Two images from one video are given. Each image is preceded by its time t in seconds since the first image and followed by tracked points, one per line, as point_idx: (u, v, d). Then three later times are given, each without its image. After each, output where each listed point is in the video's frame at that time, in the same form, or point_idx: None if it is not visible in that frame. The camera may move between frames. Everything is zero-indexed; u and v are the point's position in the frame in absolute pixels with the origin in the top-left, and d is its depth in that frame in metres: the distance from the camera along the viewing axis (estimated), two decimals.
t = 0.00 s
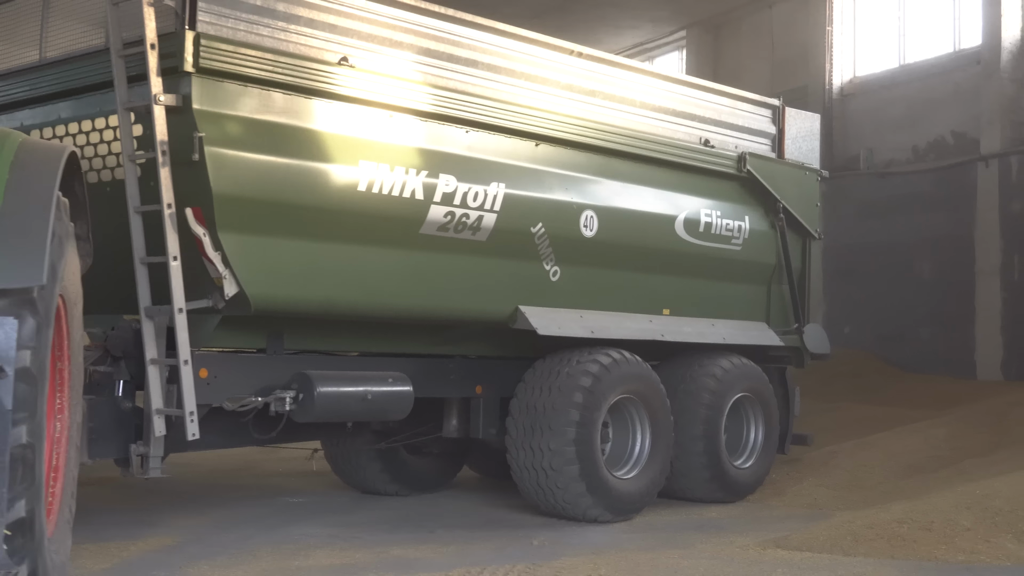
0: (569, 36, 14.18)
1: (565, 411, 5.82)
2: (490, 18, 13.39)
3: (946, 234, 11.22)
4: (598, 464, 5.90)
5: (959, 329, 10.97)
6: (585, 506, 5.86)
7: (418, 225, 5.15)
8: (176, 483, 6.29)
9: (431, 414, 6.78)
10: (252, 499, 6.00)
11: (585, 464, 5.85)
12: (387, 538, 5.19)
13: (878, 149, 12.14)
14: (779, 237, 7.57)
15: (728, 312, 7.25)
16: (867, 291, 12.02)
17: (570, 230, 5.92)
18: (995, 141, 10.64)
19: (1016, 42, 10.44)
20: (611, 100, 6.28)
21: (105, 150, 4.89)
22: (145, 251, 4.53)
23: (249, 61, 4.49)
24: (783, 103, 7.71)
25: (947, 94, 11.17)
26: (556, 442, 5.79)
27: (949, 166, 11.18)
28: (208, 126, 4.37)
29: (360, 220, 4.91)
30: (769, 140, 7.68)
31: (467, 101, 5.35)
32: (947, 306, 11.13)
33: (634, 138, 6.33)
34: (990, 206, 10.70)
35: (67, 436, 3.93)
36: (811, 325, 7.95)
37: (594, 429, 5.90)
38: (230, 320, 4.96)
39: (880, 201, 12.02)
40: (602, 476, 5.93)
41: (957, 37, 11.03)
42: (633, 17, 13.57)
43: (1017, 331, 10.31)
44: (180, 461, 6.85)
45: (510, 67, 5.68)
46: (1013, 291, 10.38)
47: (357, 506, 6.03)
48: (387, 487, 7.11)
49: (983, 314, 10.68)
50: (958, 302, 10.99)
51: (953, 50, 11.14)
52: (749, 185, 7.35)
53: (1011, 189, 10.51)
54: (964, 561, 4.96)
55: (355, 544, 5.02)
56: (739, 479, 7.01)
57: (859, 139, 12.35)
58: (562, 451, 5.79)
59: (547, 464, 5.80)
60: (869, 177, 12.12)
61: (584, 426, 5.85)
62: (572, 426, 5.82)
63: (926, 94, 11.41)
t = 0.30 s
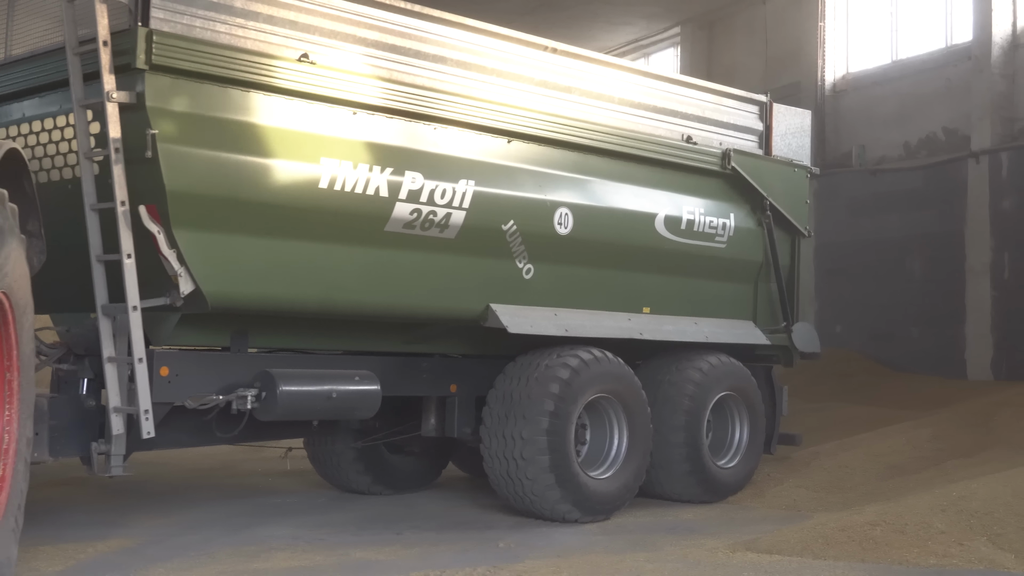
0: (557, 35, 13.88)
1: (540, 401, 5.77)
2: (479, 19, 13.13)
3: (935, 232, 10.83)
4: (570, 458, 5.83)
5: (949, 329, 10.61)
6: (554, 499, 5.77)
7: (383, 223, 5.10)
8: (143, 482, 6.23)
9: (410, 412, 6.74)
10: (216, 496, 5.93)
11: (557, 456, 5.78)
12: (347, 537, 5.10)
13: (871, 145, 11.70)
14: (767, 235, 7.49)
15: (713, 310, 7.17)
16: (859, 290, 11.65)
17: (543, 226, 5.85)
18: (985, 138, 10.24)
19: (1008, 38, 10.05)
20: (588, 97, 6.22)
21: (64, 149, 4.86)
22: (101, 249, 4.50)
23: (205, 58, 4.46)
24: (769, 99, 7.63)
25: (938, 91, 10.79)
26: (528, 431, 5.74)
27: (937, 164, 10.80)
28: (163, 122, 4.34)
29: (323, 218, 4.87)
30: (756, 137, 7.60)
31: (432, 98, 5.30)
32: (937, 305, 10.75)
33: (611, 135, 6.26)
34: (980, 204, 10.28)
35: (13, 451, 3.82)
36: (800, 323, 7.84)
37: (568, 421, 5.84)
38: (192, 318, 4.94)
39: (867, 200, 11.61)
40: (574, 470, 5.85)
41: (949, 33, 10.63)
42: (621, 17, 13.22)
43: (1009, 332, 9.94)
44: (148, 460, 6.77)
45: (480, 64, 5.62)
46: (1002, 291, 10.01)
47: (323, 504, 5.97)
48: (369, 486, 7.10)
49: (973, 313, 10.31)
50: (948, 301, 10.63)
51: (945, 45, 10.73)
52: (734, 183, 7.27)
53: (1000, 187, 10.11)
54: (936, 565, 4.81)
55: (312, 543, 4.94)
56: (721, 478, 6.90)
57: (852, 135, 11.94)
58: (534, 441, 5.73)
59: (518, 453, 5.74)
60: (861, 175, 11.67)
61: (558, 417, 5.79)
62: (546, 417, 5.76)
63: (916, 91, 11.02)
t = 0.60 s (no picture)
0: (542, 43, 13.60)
1: (510, 394, 5.74)
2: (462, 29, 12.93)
3: (921, 232, 10.38)
4: (538, 454, 5.78)
5: (939, 332, 10.12)
6: (518, 494, 5.71)
7: (343, 223, 5.08)
8: (102, 480, 6.09)
9: (387, 412, 6.92)
10: (170, 497, 5.77)
11: (523, 450, 5.73)
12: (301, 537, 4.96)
13: (860, 144, 11.25)
14: (749, 235, 7.44)
15: (693, 312, 7.12)
16: (848, 292, 11.16)
17: (512, 226, 5.81)
18: (971, 138, 9.79)
19: (994, 37, 9.63)
20: (561, 97, 6.18)
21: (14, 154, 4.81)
22: (55, 250, 4.52)
23: (158, 58, 4.46)
24: (751, 97, 7.58)
25: (925, 89, 10.37)
26: (497, 422, 5.69)
27: (925, 164, 10.34)
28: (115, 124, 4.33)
29: (281, 217, 4.86)
30: (738, 136, 7.55)
31: (394, 97, 5.26)
32: (929, 307, 10.26)
33: (584, 134, 6.21)
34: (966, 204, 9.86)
35: None
36: (785, 324, 7.78)
37: (539, 415, 5.80)
38: (151, 320, 4.94)
39: (857, 201, 11.13)
40: (541, 466, 5.79)
41: (937, 32, 10.21)
42: (608, 21, 12.99)
43: (999, 334, 9.49)
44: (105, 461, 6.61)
45: (445, 63, 5.58)
46: (990, 293, 9.59)
47: (287, 505, 5.83)
48: (351, 489, 7.09)
49: (960, 314, 9.85)
50: (937, 302, 10.14)
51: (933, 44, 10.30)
52: (714, 182, 7.22)
53: (986, 187, 9.69)
54: (903, 571, 4.61)
55: (263, 543, 4.79)
56: (699, 479, 6.80)
57: (840, 134, 11.51)
58: (501, 433, 5.68)
59: (486, 445, 5.69)
60: (849, 176, 11.22)
61: (528, 411, 5.76)
62: (516, 409, 5.73)
63: (904, 90, 10.60)
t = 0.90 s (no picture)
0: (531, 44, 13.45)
1: (484, 390, 5.70)
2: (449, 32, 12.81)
3: (906, 234, 10.23)
4: (508, 453, 5.70)
5: (924, 334, 9.93)
6: (484, 491, 5.61)
7: (305, 228, 5.06)
8: (63, 481, 6.02)
9: (369, 419, 6.96)
10: (131, 500, 5.69)
11: (493, 447, 5.66)
12: (254, 540, 4.84)
13: (848, 146, 11.13)
14: (732, 237, 7.40)
15: (673, 315, 7.08)
16: (833, 295, 11.06)
17: (482, 230, 5.77)
18: (957, 139, 9.62)
19: (980, 37, 9.48)
20: (534, 100, 6.15)
21: None
22: (11, 255, 4.51)
23: (113, 62, 4.46)
24: (733, 99, 7.58)
25: (911, 91, 10.21)
26: (469, 417, 5.64)
27: (911, 166, 10.16)
28: (68, 130, 4.32)
29: (241, 222, 4.85)
30: (721, 138, 7.55)
31: (358, 100, 5.24)
32: (915, 311, 10.07)
33: (560, 136, 6.18)
34: (951, 208, 9.71)
35: None
36: (771, 327, 7.73)
37: (512, 413, 5.75)
38: (111, 325, 4.93)
39: (845, 203, 10.99)
40: (509, 465, 5.71)
41: (924, 32, 10.06)
42: (599, 21, 12.87)
43: (983, 339, 9.35)
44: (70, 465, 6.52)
45: (412, 67, 5.56)
46: (975, 296, 9.43)
47: (250, 506, 5.74)
48: (327, 494, 7.09)
49: (947, 318, 9.68)
50: (921, 304, 9.99)
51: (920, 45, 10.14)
52: (694, 184, 7.19)
53: (971, 190, 9.53)
54: None
55: (215, 546, 4.69)
56: (675, 483, 6.71)
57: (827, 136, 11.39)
58: (472, 427, 5.63)
59: (456, 439, 5.63)
60: (837, 177, 11.07)
61: (501, 407, 5.70)
62: (488, 405, 5.68)
63: (891, 90, 10.45)
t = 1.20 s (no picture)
0: (521, 43, 13.27)
1: (459, 383, 5.66)
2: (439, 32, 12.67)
3: (893, 235, 9.96)
4: (479, 448, 5.64)
5: (910, 335, 9.65)
6: (450, 482, 5.53)
7: (270, 226, 5.03)
8: (29, 482, 5.95)
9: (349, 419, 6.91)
10: (93, 502, 5.58)
11: (464, 438, 5.60)
12: (209, 538, 4.74)
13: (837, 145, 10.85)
14: (717, 237, 7.32)
15: (655, 315, 7.02)
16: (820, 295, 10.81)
17: (454, 229, 5.71)
18: (944, 138, 9.35)
19: (968, 35, 9.21)
20: (510, 99, 6.10)
21: None
22: None
23: (71, 61, 4.45)
24: (719, 97, 7.50)
25: (899, 90, 9.94)
26: (443, 407, 5.59)
27: (899, 165, 9.88)
28: (26, 128, 4.30)
29: (206, 221, 4.82)
30: (706, 137, 7.48)
31: (325, 98, 5.20)
32: (902, 311, 9.78)
33: (536, 135, 6.12)
34: (937, 209, 9.41)
35: None
36: (758, 328, 7.66)
37: (487, 409, 5.70)
38: (75, 322, 4.90)
39: (831, 203, 10.71)
40: (479, 459, 5.64)
41: (912, 30, 9.80)
42: (589, 19, 12.65)
43: (968, 341, 9.07)
44: (39, 465, 6.45)
45: (383, 65, 5.52)
46: (960, 297, 9.17)
47: (216, 506, 5.65)
48: (307, 494, 7.07)
49: (933, 319, 9.39)
50: (907, 304, 9.74)
51: (909, 43, 9.87)
52: (677, 183, 7.11)
53: (958, 190, 9.25)
54: None
55: (169, 545, 4.59)
56: (652, 484, 6.62)
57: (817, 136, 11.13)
58: (445, 417, 5.57)
59: (428, 428, 5.58)
60: (825, 177, 10.80)
61: (476, 401, 5.65)
62: (464, 397, 5.63)
63: (880, 89, 10.17)
